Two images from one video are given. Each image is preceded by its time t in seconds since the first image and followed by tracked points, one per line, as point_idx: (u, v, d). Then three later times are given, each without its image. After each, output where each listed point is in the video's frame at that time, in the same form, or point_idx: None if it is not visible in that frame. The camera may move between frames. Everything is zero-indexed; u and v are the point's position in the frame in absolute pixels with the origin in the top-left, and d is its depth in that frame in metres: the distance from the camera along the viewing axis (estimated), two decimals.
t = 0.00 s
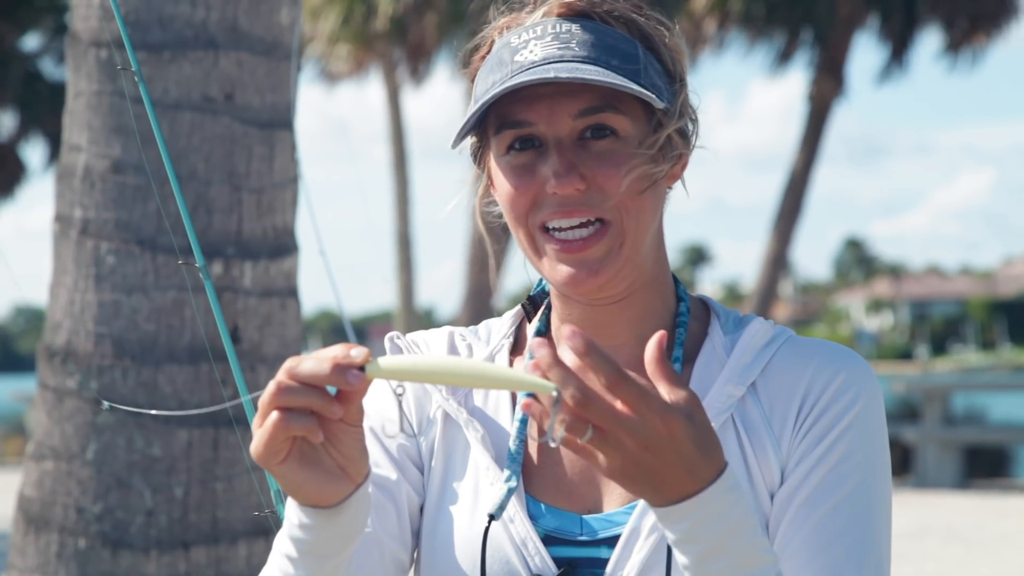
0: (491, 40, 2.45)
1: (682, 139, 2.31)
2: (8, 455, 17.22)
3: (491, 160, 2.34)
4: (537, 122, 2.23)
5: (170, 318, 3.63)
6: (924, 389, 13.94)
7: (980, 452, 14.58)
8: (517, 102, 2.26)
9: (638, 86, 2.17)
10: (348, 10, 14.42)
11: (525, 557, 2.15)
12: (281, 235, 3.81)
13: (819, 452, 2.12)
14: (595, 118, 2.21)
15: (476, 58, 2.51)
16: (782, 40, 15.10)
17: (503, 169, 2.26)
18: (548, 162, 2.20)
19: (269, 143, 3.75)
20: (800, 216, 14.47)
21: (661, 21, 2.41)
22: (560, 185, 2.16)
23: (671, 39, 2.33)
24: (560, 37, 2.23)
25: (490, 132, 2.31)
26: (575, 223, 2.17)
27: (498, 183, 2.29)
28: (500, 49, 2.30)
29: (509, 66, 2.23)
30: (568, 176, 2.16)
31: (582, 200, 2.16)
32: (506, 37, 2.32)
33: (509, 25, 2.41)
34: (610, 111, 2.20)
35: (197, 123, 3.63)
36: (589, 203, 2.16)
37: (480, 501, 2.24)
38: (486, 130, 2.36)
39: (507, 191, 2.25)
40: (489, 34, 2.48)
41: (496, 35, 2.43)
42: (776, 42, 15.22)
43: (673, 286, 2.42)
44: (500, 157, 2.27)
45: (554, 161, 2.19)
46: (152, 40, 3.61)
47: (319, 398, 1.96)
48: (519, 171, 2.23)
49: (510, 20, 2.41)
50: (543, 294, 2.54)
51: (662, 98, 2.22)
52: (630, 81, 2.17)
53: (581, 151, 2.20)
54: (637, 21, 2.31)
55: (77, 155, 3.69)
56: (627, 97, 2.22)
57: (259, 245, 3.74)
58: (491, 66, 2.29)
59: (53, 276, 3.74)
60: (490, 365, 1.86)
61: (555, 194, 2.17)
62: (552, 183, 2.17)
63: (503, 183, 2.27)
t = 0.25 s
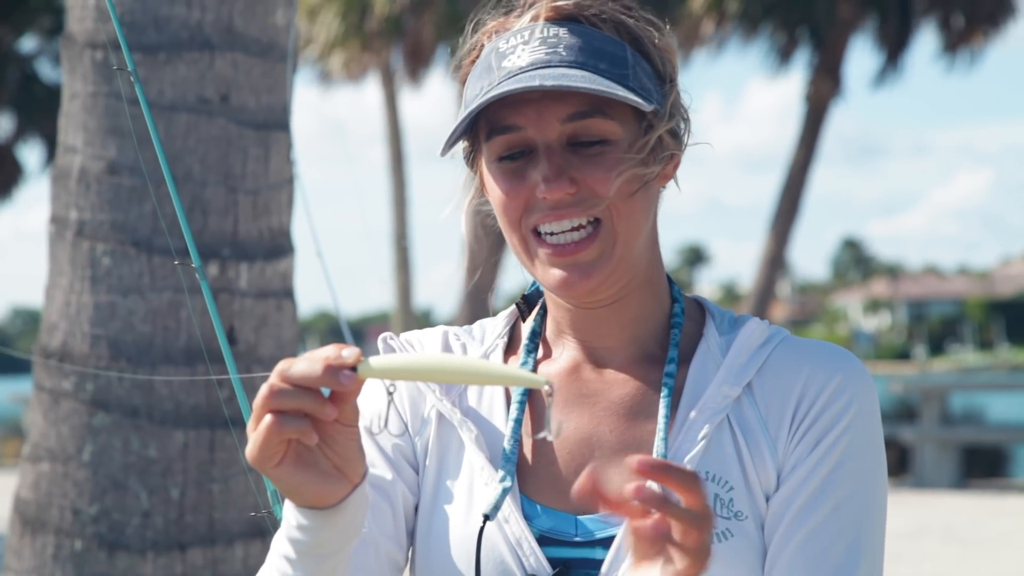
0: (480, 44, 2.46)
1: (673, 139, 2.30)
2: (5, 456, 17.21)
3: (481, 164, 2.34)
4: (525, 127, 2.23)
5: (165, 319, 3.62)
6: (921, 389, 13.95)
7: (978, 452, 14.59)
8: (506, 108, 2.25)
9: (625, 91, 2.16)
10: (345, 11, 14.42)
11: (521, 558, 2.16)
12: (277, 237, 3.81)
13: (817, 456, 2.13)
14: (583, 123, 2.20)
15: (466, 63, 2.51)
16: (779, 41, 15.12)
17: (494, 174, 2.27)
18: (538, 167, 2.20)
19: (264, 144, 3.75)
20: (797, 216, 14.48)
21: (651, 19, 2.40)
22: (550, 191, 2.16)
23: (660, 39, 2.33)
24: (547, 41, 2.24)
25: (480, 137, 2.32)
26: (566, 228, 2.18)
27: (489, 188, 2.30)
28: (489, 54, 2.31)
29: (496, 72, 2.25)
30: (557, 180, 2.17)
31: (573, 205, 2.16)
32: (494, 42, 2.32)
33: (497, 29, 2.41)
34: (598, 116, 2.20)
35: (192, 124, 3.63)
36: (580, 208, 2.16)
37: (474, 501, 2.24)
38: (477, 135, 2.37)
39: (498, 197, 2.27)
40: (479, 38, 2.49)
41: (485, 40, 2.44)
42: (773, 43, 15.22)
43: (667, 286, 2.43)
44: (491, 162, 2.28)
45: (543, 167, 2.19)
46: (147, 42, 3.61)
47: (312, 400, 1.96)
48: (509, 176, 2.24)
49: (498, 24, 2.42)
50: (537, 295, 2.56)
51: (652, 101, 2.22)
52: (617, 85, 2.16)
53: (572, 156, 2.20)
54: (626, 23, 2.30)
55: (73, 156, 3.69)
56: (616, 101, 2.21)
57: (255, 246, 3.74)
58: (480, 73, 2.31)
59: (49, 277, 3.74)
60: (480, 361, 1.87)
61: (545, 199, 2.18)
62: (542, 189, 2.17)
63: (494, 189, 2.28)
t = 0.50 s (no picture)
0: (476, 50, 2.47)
1: (672, 139, 2.29)
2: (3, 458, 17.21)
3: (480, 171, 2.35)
4: (522, 135, 2.23)
5: (162, 320, 3.63)
6: (919, 388, 13.95)
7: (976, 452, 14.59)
8: (502, 116, 2.26)
9: (618, 95, 2.16)
10: (342, 12, 14.42)
11: (513, 554, 2.16)
12: (274, 238, 3.81)
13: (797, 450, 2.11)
14: (578, 129, 2.20)
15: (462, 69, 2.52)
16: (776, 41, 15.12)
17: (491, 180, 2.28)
18: (534, 172, 2.21)
19: (261, 145, 3.75)
20: (795, 216, 14.48)
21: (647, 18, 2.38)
22: (548, 196, 2.17)
23: (656, 38, 2.32)
24: (540, 47, 2.24)
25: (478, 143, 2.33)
26: (564, 232, 2.18)
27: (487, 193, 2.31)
28: (483, 61, 2.31)
29: (491, 79, 2.26)
30: (554, 186, 2.17)
31: (571, 209, 2.17)
32: (488, 49, 2.33)
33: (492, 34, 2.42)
34: (593, 122, 2.20)
35: (189, 125, 3.62)
36: (579, 212, 2.16)
37: (468, 497, 2.24)
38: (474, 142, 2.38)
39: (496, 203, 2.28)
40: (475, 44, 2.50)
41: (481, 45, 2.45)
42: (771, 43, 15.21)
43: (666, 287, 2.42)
44: (489, 169, 2.28)
45: (541, 173, 2.20)
46: (143, 43, 3.60)
47: (313, 408, 1.94)
48: (507, 181, 2.24)
49: (493, 29, 2.42)
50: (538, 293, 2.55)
51: (648, 103, 2.21)
52: (610, 89, 2.16)
53: (568, 161, 2.20)
54: (621, 24, 2.29)
55: (69, 158, 3.69)
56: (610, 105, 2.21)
57: (251, 248, 3.74)
58: (475, 79, 2.31)
59: (45, 279, 3.74)
60: (473, 361, 1.88)
61: (542, 205, 2.18)
62: (539, 194, 2.18)
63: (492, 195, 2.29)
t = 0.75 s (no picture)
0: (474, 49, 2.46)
1: (669, 137, 2.28)
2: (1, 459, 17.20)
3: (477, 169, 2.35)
4: (519, 136, 2.23)
5: (159, 321, 3.62)
6: (917, 388, 13.96)
7: (974, 451, 14.61)
8: (499, 115, 2.25)
9: (615, 95, 2.15)
10: (340, 12, 14.42)
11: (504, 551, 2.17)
12: (270, 238, 3.81)
13: (774, 441, 2.10)
14: (575, 129, 2.20)
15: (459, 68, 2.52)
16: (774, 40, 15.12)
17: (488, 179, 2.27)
18: (532, 172, 2.21)
19: (257, 146, 3.74)
20: (793, 216, 14.49)
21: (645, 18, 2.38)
22: (545, 196, 2.17)
23: (654, 38, 2.31)
24: (538, 46, 2.24)
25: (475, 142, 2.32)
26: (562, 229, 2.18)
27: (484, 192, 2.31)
28: (480, 60, 2.31)
29: (489, 78, 2.26)
30: (552, 186, 2.17)
31: (567, 209, 2.17)
32: (486, 47, 2.33)
33: (491, 33, 2.41)
34: (590, 122, 2.20)
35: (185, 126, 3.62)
36: (573, 211, 2.16)
37: (461, 497, 2.25)
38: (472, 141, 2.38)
39: (493, 201, 2.27)
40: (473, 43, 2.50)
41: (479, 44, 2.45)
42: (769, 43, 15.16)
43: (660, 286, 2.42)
44: (486, 168, 2.28)
45: (538, 172, 2.20)
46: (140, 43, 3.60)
47: (328, 410, 1.94)
48: (504, 180, 2.24)
49: (491, 27, 2.42)
50: (534, 293, 2.53)
51: (645, 102, 2.19)
52: (607, 88, 2.16)
53: (566, 160, 2.20)
54: (619, 24, 2.29)
55: (65, 158, 3.68)
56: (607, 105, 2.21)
57: (248, 248, 3.74)
58: (473, 78, 2.31)
59: (42, 280, 3.73)
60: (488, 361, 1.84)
61: (539, 204, 2.18)
62: (536, 194, 2.18)
63: (489, 194, 2.29)
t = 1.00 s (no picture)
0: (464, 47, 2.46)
1: (658, 137, 2.29)
2: None
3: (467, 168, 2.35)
4: (510, 133, 2.23)
5: (156, 320, 3.63)
6: (915, 386, 13.97)
7: (972, 450, 14.61)
8: (489, 113, 2.26)
9: (605, 91, 2.16)
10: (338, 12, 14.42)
11: (501, 552, 2.17)
12: (267, 237, 3.81)
13: (771, 439, 2.11)
14: (565, 127, 2.20)
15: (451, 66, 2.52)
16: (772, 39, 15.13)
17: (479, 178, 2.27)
18: (522, 169, 2.21)
19: (254, 145, 3.74)
20: (791, 215, 14.49)
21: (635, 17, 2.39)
22: (535, 194, 2.17)
23: (644, 36, 2.32)
24: (528, 44, 2.24)
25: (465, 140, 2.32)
26: (552, 227, 2.18)
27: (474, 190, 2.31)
28: (470, 58, 2.31)
29: (478, 75, 2.26)
30: (542, 183, 2.17)
31: (557, 207, 2.17)
32: (476, 45, 2.33)
33: (480, 32, 2.41)
34: (580, 120, 2.20)
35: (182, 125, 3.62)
36: (564, 209, 2.16)
37: (457, 498, 2.24)
38: (462, 139, 2.38)
39: (482, 200, 2.27)
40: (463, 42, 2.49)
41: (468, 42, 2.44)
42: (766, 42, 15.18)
43: (653, 283, 2.41)
44: (476, 167, 2.28)
45: (528, 170, 2.20)
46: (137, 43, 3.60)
47: (319, 403, 1.94)
48: (495, 178, 2.24)
49: (481, 26, 2.41)
50: (527, 294, 2.54)
51: (634, 100, 2.20)
52: (597, 86, 2.17)
53: (556, 158, 2.21)
54: (608, 22, 2.29)
55: (62, 158, 3.68)
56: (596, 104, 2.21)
57: (245, 247, 3.74)
58: (463, 76, 2.31)
59: (39, 279, 3.73)
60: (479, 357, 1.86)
61: (529, 202, 2.18)
62: (526, 191, 2.18)
63: (478, 192, 2.28)
